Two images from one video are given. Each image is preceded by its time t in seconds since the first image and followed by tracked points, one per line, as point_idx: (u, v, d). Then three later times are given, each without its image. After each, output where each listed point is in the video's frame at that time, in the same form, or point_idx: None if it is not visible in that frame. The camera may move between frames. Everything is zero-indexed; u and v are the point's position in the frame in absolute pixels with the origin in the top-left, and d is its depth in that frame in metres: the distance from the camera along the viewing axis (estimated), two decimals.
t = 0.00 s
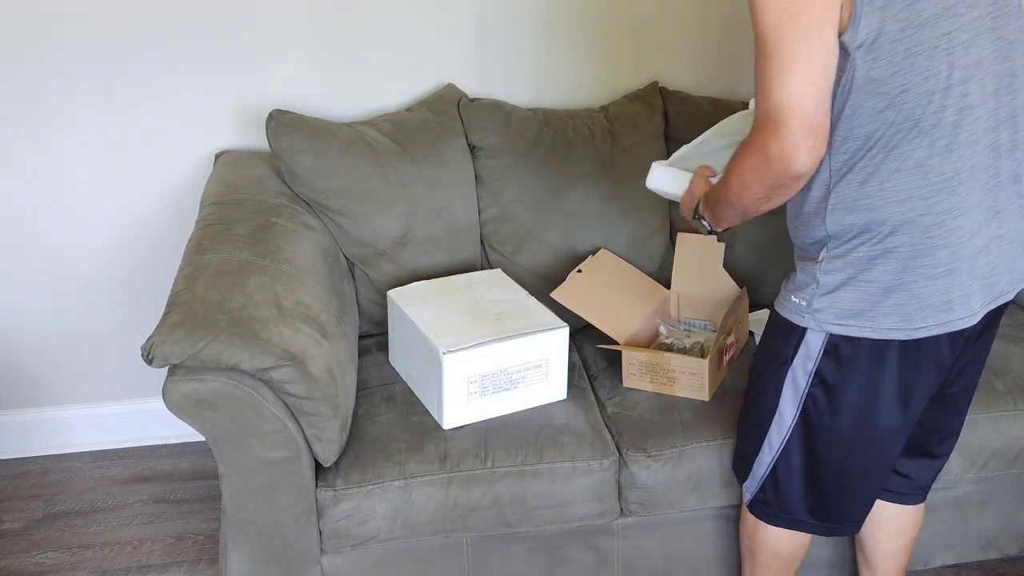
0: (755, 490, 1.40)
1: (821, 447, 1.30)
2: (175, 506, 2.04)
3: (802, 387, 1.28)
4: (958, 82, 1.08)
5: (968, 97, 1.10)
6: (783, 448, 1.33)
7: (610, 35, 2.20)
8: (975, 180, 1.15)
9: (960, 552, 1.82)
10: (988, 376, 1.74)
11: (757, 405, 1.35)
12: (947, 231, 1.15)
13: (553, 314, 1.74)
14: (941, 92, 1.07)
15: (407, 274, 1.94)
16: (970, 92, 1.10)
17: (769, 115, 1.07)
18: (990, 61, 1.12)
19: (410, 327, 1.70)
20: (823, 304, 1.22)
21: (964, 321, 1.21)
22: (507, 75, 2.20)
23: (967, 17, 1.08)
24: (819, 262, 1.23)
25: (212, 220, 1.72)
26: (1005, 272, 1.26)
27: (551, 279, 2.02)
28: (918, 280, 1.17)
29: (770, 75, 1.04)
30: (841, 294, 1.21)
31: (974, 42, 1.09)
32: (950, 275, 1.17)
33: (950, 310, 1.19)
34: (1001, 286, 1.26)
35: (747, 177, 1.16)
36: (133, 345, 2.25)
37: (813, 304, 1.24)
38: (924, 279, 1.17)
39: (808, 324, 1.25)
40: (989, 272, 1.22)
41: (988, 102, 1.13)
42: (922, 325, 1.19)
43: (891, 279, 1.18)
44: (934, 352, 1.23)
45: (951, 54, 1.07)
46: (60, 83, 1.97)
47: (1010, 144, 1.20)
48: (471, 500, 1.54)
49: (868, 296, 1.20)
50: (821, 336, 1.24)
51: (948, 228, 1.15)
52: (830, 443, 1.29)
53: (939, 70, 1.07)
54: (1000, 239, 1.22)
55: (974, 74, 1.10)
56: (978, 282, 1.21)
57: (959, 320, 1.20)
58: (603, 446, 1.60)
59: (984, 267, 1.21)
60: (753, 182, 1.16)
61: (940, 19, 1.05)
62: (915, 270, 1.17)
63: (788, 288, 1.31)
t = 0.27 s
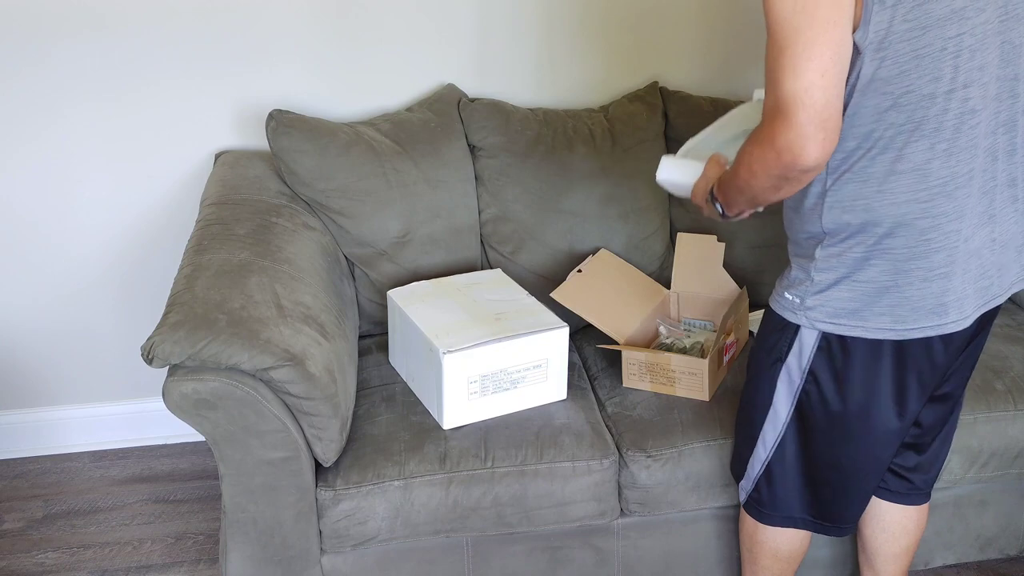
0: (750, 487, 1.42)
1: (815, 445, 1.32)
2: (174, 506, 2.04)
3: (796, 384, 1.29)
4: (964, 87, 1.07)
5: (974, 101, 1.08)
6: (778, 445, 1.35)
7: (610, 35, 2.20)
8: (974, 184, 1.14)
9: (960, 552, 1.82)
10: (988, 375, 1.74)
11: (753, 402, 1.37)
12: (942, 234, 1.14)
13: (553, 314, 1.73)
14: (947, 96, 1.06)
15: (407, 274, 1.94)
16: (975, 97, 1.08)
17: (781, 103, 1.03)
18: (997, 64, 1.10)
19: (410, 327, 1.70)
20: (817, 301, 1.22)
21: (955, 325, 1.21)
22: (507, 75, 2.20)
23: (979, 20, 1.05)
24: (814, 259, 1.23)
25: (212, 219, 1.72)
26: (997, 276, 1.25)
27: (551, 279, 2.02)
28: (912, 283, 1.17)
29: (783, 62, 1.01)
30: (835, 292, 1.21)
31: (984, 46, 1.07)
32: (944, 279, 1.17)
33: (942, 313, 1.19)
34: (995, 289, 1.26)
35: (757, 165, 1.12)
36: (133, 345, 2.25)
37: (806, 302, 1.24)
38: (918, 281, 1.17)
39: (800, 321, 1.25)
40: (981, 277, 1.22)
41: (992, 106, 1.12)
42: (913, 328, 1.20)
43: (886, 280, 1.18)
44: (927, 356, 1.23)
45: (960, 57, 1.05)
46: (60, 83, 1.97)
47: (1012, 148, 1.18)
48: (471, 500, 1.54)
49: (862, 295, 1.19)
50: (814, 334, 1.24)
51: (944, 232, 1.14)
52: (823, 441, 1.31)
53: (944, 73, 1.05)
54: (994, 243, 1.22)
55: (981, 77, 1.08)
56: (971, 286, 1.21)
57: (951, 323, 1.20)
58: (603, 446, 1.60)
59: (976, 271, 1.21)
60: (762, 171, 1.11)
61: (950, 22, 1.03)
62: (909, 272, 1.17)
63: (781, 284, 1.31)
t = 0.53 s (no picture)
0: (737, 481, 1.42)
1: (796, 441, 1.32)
2: (174, 506, 2.04)
3: (781, 377, 1.29)
4: (957, 92, 1.06)
5: (966, 106, 1.08)
6: (764, 438, 1.35)
7: (610, 35, 2.20)
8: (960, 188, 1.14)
9: (960, 552, 1.82)
10: (988, 376, 1.74)
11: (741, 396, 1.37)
12: (923, 237, 1.15)
13: (553, 313, 1.73)
14: (942, 100, 1.06)
15: (407, 274, 1.94)
16: (967, 102, 1.08)
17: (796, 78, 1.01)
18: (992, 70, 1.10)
19: (410, 326, 1.70)
20: (798, 294, 1.23)
21: (932, 328, 1.21)
22: (507, 75, 2.20)
23: (979, 24, 1.05)
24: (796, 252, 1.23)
25: (212, 219, 1.72)
26: (978, 282, 1.25)
27: (551, 279, 2.02)
28: (892, 283, 1.17)
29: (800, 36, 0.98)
30: (816, 288, 1.21)
31: (981, 52, 1.07)
32: (923, 281, 1.17)
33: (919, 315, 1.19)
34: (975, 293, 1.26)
35: (767, 142, 1.10)
36: (133, 344, 2.25)
37: (788, 296, 1.24)
38: (898, 283, 1.17)
39: (781, 313, 1.25)
40: (962, 282, 1.22)
41: (983, 111, 1.12)
42: (893, 328, 1.19)
43: (868, 280, 1.18)
44: (907, 356, 1.23)
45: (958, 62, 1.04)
46: (60, 83, 1.97)
47: (997, 153, 1.19)
48: (471, 501, 1.54)
49: (844, 292, 1.19)
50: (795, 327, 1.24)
51: (925, 234, 1.14)
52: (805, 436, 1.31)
53: (940, 77, 1.04)
54: (976, 248, 1.22)
55: (975, 85, 1.08)
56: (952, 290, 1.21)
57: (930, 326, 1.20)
58: (604, 446, 1.60)
59: (957, 276, 1.21)
60: (773, 147, 1.09)
61: (951, 27, 1.02)
62: (890, 273, 1.17)
63: (766, 277, 1.30)
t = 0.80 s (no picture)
0: (727, 481, 1.43)
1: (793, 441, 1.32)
2: (174, 506, 2.04)
3: (783, 381, 1.28)
4: (952, 85, 1.07)
5: (963, 100, 1.08)
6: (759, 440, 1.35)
7: (610, 34, 2.20)
8: (964, 182, 1.14)
9: (960, 553, 1.82)
10: (988, 376, 1.74)
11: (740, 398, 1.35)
12: (932, 232, 1.14)
13: (553, 313, 1.73)
14: (938, 95, 1.06)
15: (407, 274, 1.94)
16: (964, 95, 1.08)
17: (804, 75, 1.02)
18: (986, 62, 1.10)
19: (410, 326, 1.70)
20: (806, 297, 1.21)
21: (941, 322, 1.20)
22: (507, 75, 2.20)
23: (968, 19, 1.05)
24: (800, 254, 1.21)
25: (212, 219, 1.72)
26: (984, 275, 1.25)
27: (551, 279, 2.02)
28: (900, 280, 1.16)
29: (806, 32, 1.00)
30: (824, 290, 1.19)
31: (974, 46, 1.07)
32: (932, 277, 1.17)
33: (929, 312, 1.19)
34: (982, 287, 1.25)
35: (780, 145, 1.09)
36: (133, 344, 2.25)
37: (796, 300, 1.22)
38: (907, 280, 1.16)
39: (790, 318, 1.23)
40: (969, 276, 1.21)
41: (981, 105, 1.12)
42: (900, 325, 1.19)
43: (876, 278, 1.17)
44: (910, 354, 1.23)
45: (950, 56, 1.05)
46: (60, 83, 1.97)
47: (998, 145, 1.19)
48: (471, 500, 1.54)
49: (853, 293, 1.18)
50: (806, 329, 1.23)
51: (933, 230, 1.14)
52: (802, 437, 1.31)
53: (935, 72, 1.05)
54: (982, 242, 1.22)
55: (970, 77, 1.08)
56: (959, 285, 1.20)
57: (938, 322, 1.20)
58: (604, 446, 1.60)
59: (964, 270, 1.20)
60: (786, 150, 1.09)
61: (942, 23, 1.03)
62: (899, 271, 1.16)
63: (772, 280, 1.29)
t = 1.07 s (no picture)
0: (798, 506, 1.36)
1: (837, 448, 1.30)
2: (174, 506, 2.04)
3: (829, 395, 1.27)
4: (939, 75, 1.08)
5: (956, 88, 1.09)
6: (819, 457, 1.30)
7: (610, 34, 2.20)
8: (978, 167, 1.13)
9: (960, 553, 1.82)
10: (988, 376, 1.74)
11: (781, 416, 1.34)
12: (959, 221, 1.14)
13: (552, 313, 1.73)
14: (925, 87, 1.08)
15: (407, 274, 1.94)
16: (954, 82, 1.09)
17: (739, 144, 1.11)
18: (973, 49, 1.11)
19: (410, 326, 1.70)
20: (838, 309, 1.23)
21: (985, 309, 1.20)
22: (507, 75, 2.20)
23: (940, 12, 1.07)
24: (831, 270, 1.24)
25: (212, 219, 1.72)
26: None
27: (551, 278, 2.02)
28: (933, 275, 1.17)
29: (738, 106, 1.07)
30: (856, 299, 1.21)
31: (954, 36, 1.09)
32: (964, 266, 1.17)
33: (966, 300, 1.19)
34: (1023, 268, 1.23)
35: (725, 201, 1.19)
36: (133, 344, 2.25)
37: (829, 313, 1.24)
38: (937, 273, 1.17)
39: (824, 333, 1.25)
40: (1011, 259, 1.20)
41: (978, 89, 1.12)
42: (940, 320, 1.19)
43: (906, 277, 1.18)
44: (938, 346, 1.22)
45: (928, 49, 1.07)
46: (60, 83, 1.97)
47: (1007, 127, 1.18)
48: (472, 501, 1.54)
49: (883, 297, 1.20)
50: (843, 345, 1.24)
51: (959, 219, 1.14)
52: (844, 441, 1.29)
53: (919, 66, 1.07)
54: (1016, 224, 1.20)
55: (956, 64, 1.09)
56: (998, 271, 1.19)
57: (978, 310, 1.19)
58: (603, 446, 1.60)
59: (1004, 254, 1.19)
60: (731, 205, 1.19)
61: (909, 20, 1.06)
62: (927, 265, 1.17)
63: (802, 297, 1.30)
